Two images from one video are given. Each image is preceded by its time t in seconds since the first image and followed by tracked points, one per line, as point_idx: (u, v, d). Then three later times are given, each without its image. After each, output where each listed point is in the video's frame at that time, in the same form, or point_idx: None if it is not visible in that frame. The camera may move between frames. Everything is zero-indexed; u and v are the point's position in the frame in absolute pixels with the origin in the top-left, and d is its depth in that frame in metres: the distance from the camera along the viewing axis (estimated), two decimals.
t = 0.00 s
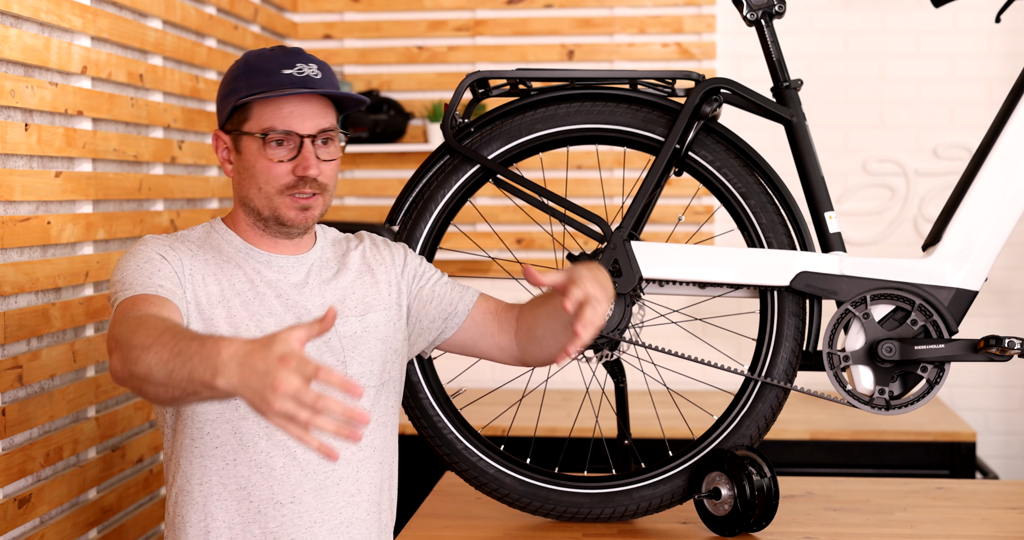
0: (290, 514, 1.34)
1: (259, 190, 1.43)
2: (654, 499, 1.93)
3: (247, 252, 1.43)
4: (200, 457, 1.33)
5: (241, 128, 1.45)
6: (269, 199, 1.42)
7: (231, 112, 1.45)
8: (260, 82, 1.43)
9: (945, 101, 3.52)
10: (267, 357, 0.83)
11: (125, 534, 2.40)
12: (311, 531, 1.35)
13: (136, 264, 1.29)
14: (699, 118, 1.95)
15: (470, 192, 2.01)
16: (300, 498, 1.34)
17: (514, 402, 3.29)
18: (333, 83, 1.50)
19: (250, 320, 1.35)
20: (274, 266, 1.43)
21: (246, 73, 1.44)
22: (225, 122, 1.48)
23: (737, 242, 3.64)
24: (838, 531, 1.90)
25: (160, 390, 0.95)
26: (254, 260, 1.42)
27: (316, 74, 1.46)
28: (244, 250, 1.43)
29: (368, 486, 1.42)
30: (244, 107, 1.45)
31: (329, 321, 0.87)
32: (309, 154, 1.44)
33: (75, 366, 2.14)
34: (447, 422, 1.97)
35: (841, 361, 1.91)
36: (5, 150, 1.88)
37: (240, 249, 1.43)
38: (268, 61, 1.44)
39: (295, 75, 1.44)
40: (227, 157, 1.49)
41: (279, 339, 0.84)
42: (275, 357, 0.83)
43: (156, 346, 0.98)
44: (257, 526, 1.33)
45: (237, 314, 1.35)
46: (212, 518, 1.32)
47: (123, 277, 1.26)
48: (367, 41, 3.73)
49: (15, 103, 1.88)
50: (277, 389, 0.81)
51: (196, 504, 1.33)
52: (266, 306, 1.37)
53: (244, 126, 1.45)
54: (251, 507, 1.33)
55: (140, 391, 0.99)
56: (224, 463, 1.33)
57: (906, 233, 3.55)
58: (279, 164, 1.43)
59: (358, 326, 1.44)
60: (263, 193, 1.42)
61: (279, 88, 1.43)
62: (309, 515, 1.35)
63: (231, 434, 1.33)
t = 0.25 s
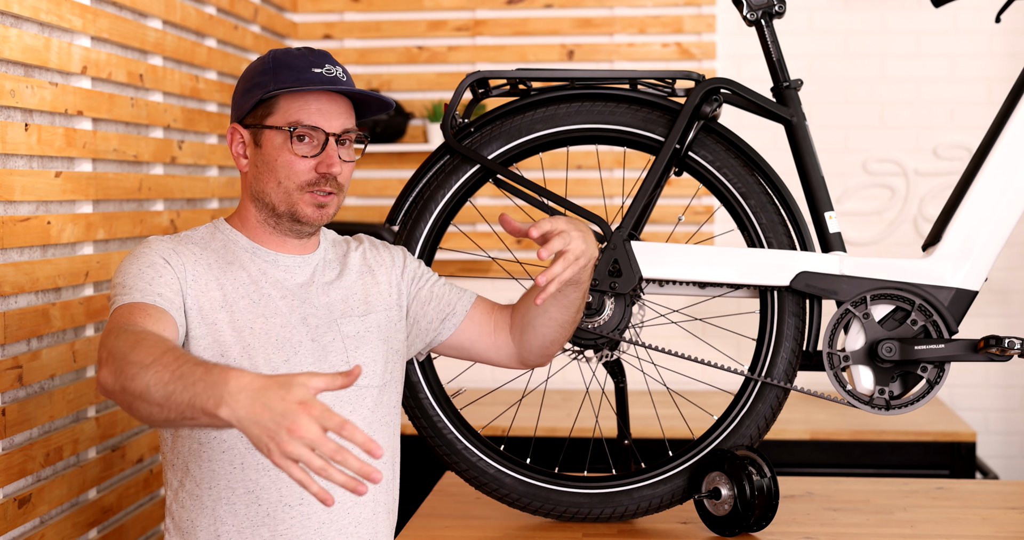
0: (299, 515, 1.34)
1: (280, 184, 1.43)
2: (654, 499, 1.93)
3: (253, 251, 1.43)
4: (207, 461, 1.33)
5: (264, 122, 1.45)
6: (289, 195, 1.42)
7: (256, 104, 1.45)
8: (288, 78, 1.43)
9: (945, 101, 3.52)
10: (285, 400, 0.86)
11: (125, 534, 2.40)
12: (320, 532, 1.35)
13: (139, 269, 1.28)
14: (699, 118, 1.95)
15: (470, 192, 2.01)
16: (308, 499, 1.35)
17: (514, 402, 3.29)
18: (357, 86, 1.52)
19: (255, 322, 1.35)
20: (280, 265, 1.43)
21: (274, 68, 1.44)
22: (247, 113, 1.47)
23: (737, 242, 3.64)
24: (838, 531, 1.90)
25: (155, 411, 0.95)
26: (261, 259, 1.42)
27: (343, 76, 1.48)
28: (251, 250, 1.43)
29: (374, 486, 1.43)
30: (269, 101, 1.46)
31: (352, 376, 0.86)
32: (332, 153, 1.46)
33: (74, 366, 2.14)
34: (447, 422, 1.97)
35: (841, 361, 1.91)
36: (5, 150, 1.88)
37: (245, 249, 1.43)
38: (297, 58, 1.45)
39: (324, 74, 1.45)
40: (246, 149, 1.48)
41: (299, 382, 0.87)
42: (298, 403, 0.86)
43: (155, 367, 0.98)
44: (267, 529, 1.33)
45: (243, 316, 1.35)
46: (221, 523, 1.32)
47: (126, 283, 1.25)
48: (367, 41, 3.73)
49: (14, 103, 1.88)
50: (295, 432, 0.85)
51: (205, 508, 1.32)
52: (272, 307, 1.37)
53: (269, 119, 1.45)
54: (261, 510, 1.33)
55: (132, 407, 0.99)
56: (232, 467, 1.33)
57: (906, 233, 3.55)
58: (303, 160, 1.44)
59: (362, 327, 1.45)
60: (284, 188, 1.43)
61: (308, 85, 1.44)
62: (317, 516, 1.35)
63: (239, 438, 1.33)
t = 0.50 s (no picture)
0: (302, 514, 1.34)
1: (262, 188, 1.43)
2: (654, 499, 1.93)
3: (253, 251, 1.43)
4: (211, 460, 1.33)
5: (244, 127, 1.47)
6: (271, 197, 1.43)
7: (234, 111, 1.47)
8: (260, 81, 1.44)
9: (945, 101, 3.52)
10: (278, 356, 0.87)
11: (125, 534, 2.40)
12: (322, 532, 1.35)
13: (138, 267, 1.28)
14: (699, 118, 1.95)
15: (470, 192, 2.01)
16: (311, 499, 1.35)
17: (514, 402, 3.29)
18: (335, 81, 1.50)
19: (257, 321, 1.35)
20: (281, 265, 1.43)
21: (248, 73, 1.45)
22: (229, 121, 1.49)
23: (737, 242, 3.64)
24: (837, 531, 1.90)
25: (139, 386, 0.96)
26: (262, 259, 1.43)
27: (317, 72, 1.47)
28: (251, 250, 1.43)
29: (377, 488, 1.43)
30: (246, 106, 1.47)
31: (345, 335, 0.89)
32: (309, 151, 1.45)
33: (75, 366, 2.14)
34: (447, 422, 1.97)
35: (841, 362, 1.91)
36: (5, 150, 1.88)
37: (246, 249, 1.43)
38: (269, 60, 1.45)
39: (295, 73, 1.45)
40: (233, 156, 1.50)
41: (290, 341, 0.89)
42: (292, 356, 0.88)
43: (138, 342, 0.99)
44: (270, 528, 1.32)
45: (244, 315, 1.35)
46: (225, 522, 1.31)
47: (125, 278, 1.26)
48: (367, 41, 3.73)
49: (14, 103, 1.88)
50: (290, 387, 0.86)
51: (207, 507, 1.32)
52: (274, 306, 1.38)
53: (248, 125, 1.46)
54: (263, 509, 1.32)
55: (113, 388, 0.99)
56: (235, 466, 1.33)
57: (906, 233, 3.55)
58: (280, 161, 1.44)
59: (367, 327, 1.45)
60: (266, 191, 1.43)
61: (279, 87, 1.44)
62: (320, 515, 1.35)
63: (241, 437, 1.33)
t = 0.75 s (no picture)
0: (289, 518, 1.35)
1: (250, 191, 1.44)
2: (654, 499, 1.93)
3: (251, 253, 1.44)
4: (202, 463, 1.34)
5: (232, 131, 1.47)
6: (260, 200, 1.43)
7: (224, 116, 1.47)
8: (246, 84, 1.44)
9: (945, 101, 3.52)
10: (164, 342, 0.93)
11: (125, 534, 2.40)
12: (311, 536, 1.36)
13: (128, 276, 1.32)
14: (700, 118, 1.95)
15: (470, 192, 2.01)
16: (300, 503, 1.36)
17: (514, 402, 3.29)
18: (322, 81, 1.49)
19: (249, 325, 1.36)
20: (278, 266, 1.44)
21: (234, 76, 1.46)
22: (221, 126, 1.50)
23: (737, 242, 3.64)
24: (838, 531, 1.90)
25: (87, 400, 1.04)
26: (258, 262, 1.44)
27: (302, 73, 1.46)
28: (249, 252, 1.44)
29: (368, 493, 1.44)
30: (235, 110, 1.47)
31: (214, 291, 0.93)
32: (295, 153, 1.44)
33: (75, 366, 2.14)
34: (447, 422, 1.97)
35: (841, 362, 1.91)
36: (5, 150, 1.88)
37: (244, 251, 1.45)
38: (254, 63, 1.45)
39: (279, 75, 1.44)
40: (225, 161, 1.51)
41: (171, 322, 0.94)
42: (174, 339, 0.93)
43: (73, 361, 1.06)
44: (258, 530, 1.34)
45: (236, 319, 1.36)
46: (213, 524, 1.33)
47: (112, 289, 1.30)
48: (367, 41, 3.73)
49: (14, 103, 1.88)
50: (182, 368, 0.92)
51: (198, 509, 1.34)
52: (267, 310, 1.38)
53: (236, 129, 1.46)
54: (252, 512, 1.34)
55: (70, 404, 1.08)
56: (225, 468, 1.33)
57: (906, 233, 3.55)
58: (267, 164, 1.43)
59: (364, 332, 1.45)
60: (255, 194, 1.43)
61: (264, 89, 1.43)
62: (309, 519, 1.36)
63: (231, 440, 1.34)
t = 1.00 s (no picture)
0: (280, 519, 1.35)
1: (248, 192, 1.44)
2: (654, 499, 1.93)
3: (250, 252, 1.45)
4: (195, 462, 1.35)
5: (230, 131, 1.47)
6: (257, 201, 1.43)
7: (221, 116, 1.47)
8: (242, 85, 1.44)
9: (945, 101, 3.52)
10: (103, 350, 0.96)
11: (125, 534, 2.41)
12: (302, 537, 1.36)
13: (122, 275, 1.33)
14: (699, 118, 1.95)
15: (470, 192, 2.01)
16: (291, 504, 1.36)
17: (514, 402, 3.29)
18: (319, 81, 1.48)
19: (245, 326, 1.37)
20: (277, 266, 1.44)
21: (231, 77, 1.46)
22: (219, 126, 1.50)
23: (737, 242, 3.64)
24: (838, 531, 1.90)
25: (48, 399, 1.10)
26: (257, 261, 1.44)
27: (298, 73, 1.45)
28: (248, 251, 1.45)
29: (362, 494, 1.44)
30: (232, 110, 1.47)
31: (151, 301, 0.95)
32: (291, 154, 1.44)
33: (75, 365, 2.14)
34: (447, 422, 1.97)
35: (841, 362, 1.91)
36: (5, 150, 1.88)
37: (242, 250, 1.45)
38: (250, 64, 1.44)
39: (275, 76, 1.44)
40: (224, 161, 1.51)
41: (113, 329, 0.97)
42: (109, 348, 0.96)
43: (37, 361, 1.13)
44: (249, 530, 1.34)
45: (231, 319, 1.37)
46: (205, 524, 1.34)
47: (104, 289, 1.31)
48: (367, 41, 3.73)
49: (14, 103, 1.88)
50: (114, 377, 0.94)
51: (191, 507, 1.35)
52: (263, 310, 1.39)
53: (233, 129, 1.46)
54: (244, 512, 1.34)
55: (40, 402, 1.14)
56: (217, 468, 1.34)
57: (906, 233, 3.55)
58: (263, 165, 1.43)
59: (361, 333, 1.45)
60: (252, 195, 1.43)
61: (259, 90, 1.43)
62: (300, 521, 1.36)
63: (224, 439, 1.35)
